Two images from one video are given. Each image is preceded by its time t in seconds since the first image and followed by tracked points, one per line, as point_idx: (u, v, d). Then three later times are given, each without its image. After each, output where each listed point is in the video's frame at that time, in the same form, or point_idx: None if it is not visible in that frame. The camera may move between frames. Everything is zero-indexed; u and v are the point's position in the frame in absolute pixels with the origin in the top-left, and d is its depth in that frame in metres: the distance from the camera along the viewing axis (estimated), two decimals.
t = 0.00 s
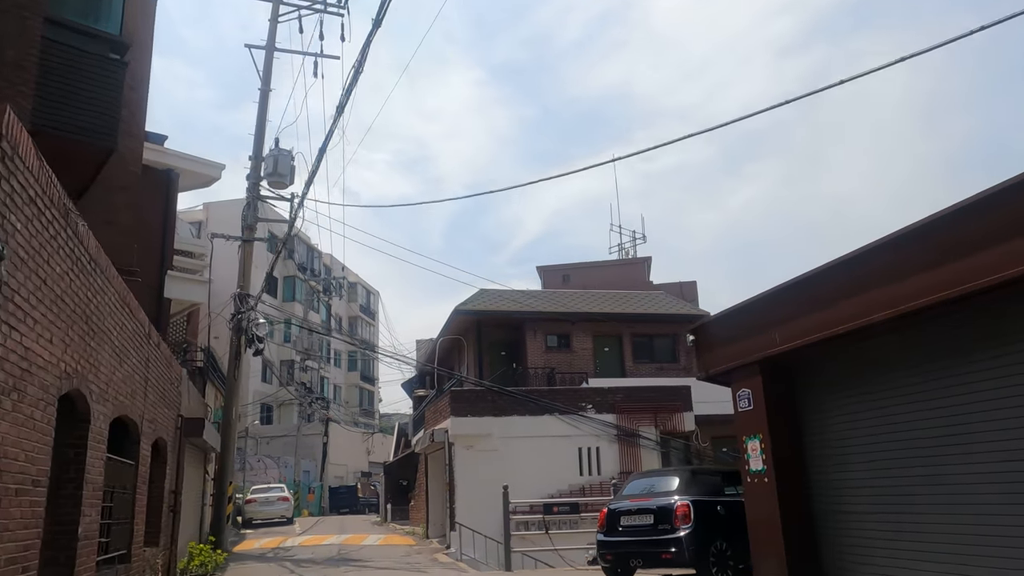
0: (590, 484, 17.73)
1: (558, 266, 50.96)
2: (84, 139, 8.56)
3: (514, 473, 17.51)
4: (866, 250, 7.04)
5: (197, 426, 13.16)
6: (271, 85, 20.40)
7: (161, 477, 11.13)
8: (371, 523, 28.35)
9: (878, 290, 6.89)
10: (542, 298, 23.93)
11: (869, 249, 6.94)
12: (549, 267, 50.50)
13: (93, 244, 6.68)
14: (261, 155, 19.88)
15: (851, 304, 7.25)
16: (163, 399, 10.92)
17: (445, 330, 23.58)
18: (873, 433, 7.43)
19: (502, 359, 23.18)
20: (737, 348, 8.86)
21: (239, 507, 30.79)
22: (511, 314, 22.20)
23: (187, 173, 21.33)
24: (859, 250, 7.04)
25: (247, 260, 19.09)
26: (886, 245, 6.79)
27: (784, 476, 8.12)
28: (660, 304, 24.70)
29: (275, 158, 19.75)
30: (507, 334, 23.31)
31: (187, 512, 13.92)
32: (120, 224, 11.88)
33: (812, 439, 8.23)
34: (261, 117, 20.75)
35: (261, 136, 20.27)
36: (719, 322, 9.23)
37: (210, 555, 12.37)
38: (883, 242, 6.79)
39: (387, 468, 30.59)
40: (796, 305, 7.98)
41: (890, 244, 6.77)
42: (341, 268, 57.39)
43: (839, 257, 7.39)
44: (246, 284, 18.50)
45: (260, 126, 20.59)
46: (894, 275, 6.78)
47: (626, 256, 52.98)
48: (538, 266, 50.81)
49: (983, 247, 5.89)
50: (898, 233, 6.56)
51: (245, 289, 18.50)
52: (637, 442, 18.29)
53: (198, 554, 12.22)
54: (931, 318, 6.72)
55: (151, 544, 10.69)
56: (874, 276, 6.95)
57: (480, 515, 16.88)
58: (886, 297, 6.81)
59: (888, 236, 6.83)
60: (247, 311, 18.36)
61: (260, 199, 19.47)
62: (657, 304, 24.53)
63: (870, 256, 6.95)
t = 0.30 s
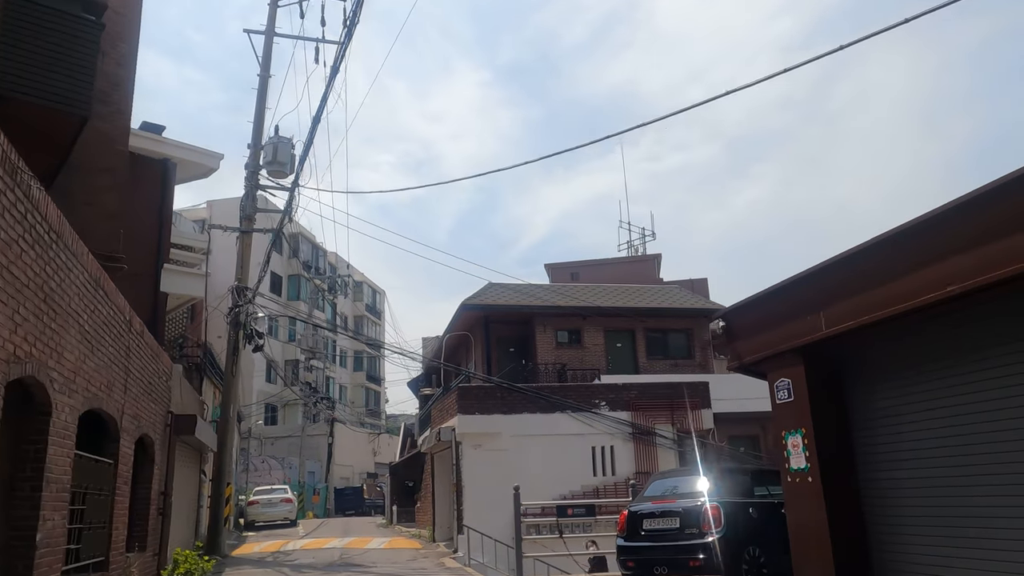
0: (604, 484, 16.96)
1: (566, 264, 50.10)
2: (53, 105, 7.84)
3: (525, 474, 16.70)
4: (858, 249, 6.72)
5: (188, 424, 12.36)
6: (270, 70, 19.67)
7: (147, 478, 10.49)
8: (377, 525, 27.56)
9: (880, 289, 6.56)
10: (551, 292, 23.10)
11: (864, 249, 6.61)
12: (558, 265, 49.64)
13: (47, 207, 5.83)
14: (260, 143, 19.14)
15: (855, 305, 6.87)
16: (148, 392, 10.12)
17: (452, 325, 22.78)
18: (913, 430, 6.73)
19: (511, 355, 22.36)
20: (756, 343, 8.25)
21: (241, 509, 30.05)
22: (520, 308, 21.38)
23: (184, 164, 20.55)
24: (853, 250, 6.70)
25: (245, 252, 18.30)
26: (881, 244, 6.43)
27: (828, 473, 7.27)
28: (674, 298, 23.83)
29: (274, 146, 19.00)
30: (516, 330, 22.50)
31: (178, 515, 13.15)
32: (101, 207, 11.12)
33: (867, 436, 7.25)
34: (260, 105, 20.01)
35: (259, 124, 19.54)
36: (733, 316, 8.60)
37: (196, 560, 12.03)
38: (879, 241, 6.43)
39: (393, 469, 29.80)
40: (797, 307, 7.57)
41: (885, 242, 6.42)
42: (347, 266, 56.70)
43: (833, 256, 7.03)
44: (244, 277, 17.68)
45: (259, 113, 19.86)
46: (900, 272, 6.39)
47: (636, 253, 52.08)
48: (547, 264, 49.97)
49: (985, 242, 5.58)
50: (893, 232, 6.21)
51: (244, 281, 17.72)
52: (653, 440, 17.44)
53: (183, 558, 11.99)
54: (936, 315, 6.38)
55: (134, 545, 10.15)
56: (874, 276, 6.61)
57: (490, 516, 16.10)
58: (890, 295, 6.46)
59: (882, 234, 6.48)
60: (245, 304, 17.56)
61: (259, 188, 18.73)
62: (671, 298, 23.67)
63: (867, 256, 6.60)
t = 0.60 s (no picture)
0: (622, 484, 16.14)
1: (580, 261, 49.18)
2: (28, 66, 7.31)
3: (539, 473, 15.88)
4: (862, 243, 6.59)
5: (182, 420, 11.56)
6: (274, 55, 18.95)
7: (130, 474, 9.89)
8: (387, 526, 26.82)
9: (880, 287, 6.40)
10: (567, 284, 22.26)
11: (867, 243, 6.50)
12: (571, 262, 48.75)
13: None
14: (263, 129, 18.40)
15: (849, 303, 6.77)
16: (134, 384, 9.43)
17: (463, 320, 22.00)
18: (975, 416, 5.99)
19: (524, 350, 21.54)
20: (795, 325, 7.48)
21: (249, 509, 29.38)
22: (535, 301, 20.55)
23: (187, 153, 19.63)
24: (855, 245, 6.62)
25: (250, 243, 17.52)
26: (887, 237, 6.29)
27: (890, 470, 6.37)
28: (694, 291, 22.91)
29: (277, 132, 18.24)
30: (530, 324, 21.68)
31: (173, 516, 12.43)
32: (86, 185, 10.48)
33: (933, 422, 6.38)
34: (264, 91, 19.31)
35: (263, 110, 18.81)
36: (767, 299, 7.93)
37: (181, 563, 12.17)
38: (881, 236, 6.32)
39: (403, 469, 29.07)
40: (802, 302, 7.40)
41: (892, 235, 6.27)
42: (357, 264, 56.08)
43: (840, 250, 6.93)
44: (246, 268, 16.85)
45: (263, 99, 19.13)
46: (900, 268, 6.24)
47: (650, 250, 51.16)
48: (560, 261, 49.09)
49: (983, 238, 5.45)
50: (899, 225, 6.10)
51: (246, 272, 16.97)
52: (674, 438, 16.57)
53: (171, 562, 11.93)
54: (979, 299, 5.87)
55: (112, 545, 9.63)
56: (874, 273, 6.48)
57: (502, 518, 15.33)
58: (887, 293, 6.33)
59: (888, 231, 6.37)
60: (246, 296, 16.82)
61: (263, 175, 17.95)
62: (691, 292, 22.76)
63: (868, 251, 6.51)
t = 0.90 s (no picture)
0: (645, 485, 15.34)
1: (596, 257, 48.28)
2: None
3: (558, 473, 15.11)
4: (872, 238, 6.34)
5: (178, 416, 10.82)
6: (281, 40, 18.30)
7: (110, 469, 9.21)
8: (401, 528, 26.11)
9: (892, 283, 6.12)
10: (585, 277, 21.45)
11: (868, 240, 6.35)
12: (588, 258, 47.88)
13: None
14: (270, 116, 17.71)
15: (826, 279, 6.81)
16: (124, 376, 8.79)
17: (478, 314, 21.26)
18: None
19: (541, 346, 20.76)
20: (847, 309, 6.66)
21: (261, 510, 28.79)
22: (552, 294, 19.76)
23: (193, 142, 18.91)
24: (865, 240, 6.36)
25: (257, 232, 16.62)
26: (890, 234, 6.12)
27: (968, 469, 5.52)
28: (718, 283, 22.01)
29: (284, 118, 17.52)
30: (547, 318, 20.91)
31: (171, 518, 11.76)
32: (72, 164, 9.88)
33: (1020, 400, 5.52)
34: (271, 78, 18.65)
35: (269, 97, 18.15)
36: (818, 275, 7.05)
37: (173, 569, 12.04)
38: (894, 231, 6.07)
39: (417, 469, 28.36)
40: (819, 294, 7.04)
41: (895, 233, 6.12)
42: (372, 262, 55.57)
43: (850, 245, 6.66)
44: (251, 258, 16.10)
45: (270, 86, 18.48)
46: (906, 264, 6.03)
47: (668, 246, 50.17)
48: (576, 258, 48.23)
49: (970, 247, 5.41)
50: (893, 227, 6.04)
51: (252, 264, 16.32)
52: (700, 437, 15.71)
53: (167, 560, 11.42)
54: None
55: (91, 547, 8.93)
56: (885, 267, 6.20)
57: (520, 520, 14.60)
58: (899, 290, 6.04)
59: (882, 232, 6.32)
60: (251, 288, 16.16)
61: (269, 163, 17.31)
62: (716, 284, 21.87)
63: (878, 246, 6.26)
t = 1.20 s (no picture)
0: (675, 484, 14.48)
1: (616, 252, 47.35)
2: None
3: (583, 471, 14.30)
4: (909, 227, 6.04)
5: (179, 410, 10.11)
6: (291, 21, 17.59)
7: (96, 466, 8.49)
8: (418, 528, 25.40)
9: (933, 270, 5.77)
10: (609, 267, 20.60)
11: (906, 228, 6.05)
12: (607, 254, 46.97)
13: None
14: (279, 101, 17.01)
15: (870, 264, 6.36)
16: (114, 364, 8.10)
17: (497, 307, 20.47)
18: None
19: (563, 339, 19.93)
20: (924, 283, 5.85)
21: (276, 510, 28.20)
22: (574, 285, 18.92)
23: (202, 129, 18.13)
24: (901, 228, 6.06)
25: (264, 219, 15.80)
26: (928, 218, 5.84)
27: None
28: (747, 273, 21.08)
29: (294, 103, 16.81)
30: (569, 310, 20.08)
31: (173, 518, 11.08)
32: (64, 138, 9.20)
33: None
34: (281, 62, 17.98)
35: (279, 81, 17.46)
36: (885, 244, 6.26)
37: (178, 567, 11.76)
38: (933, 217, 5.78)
39: (435, 467, 27.65)
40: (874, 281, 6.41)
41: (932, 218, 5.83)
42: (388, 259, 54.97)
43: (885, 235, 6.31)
44: (260, 247, 15.41)
45: (280, 70, 17.78)
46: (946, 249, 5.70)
47: (689, 240, 49.14)
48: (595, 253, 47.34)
49: None
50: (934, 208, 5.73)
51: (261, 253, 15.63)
52: (733, 433, 14.83)
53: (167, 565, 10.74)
54: None
55: (75, 553, 8.22)
56: (924, 256, 5.87)
57: (543, 520, 13.83)
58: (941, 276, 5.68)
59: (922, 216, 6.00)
60: (261, 278, 15.48)
61: (279, 149, 16.59)
62: (744, 274, 20.92)
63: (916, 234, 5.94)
